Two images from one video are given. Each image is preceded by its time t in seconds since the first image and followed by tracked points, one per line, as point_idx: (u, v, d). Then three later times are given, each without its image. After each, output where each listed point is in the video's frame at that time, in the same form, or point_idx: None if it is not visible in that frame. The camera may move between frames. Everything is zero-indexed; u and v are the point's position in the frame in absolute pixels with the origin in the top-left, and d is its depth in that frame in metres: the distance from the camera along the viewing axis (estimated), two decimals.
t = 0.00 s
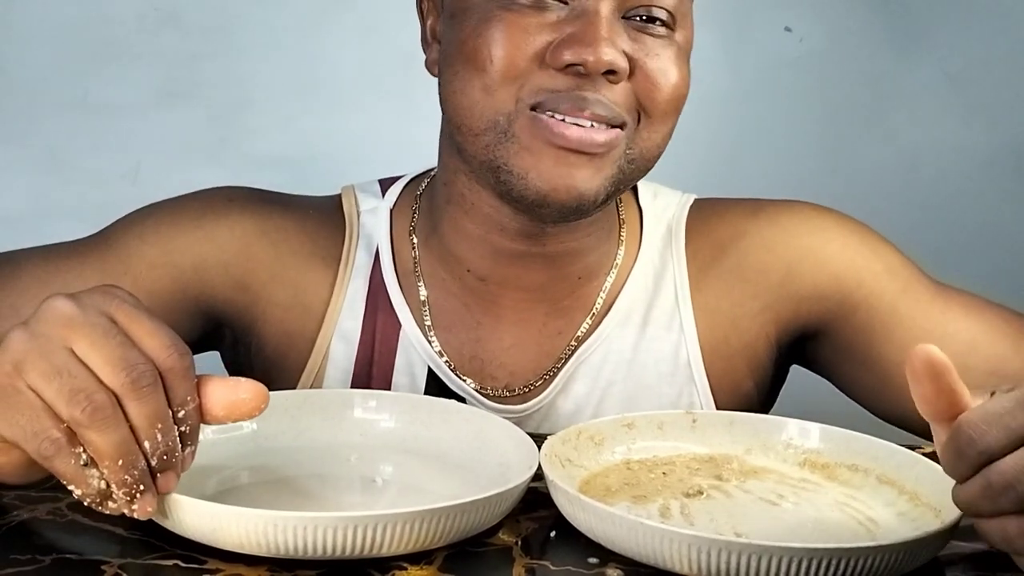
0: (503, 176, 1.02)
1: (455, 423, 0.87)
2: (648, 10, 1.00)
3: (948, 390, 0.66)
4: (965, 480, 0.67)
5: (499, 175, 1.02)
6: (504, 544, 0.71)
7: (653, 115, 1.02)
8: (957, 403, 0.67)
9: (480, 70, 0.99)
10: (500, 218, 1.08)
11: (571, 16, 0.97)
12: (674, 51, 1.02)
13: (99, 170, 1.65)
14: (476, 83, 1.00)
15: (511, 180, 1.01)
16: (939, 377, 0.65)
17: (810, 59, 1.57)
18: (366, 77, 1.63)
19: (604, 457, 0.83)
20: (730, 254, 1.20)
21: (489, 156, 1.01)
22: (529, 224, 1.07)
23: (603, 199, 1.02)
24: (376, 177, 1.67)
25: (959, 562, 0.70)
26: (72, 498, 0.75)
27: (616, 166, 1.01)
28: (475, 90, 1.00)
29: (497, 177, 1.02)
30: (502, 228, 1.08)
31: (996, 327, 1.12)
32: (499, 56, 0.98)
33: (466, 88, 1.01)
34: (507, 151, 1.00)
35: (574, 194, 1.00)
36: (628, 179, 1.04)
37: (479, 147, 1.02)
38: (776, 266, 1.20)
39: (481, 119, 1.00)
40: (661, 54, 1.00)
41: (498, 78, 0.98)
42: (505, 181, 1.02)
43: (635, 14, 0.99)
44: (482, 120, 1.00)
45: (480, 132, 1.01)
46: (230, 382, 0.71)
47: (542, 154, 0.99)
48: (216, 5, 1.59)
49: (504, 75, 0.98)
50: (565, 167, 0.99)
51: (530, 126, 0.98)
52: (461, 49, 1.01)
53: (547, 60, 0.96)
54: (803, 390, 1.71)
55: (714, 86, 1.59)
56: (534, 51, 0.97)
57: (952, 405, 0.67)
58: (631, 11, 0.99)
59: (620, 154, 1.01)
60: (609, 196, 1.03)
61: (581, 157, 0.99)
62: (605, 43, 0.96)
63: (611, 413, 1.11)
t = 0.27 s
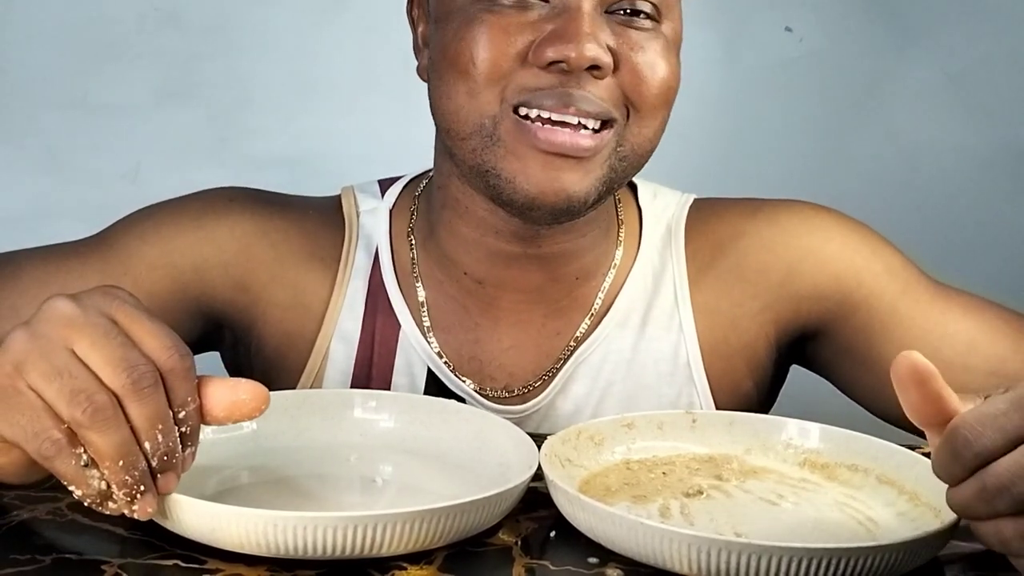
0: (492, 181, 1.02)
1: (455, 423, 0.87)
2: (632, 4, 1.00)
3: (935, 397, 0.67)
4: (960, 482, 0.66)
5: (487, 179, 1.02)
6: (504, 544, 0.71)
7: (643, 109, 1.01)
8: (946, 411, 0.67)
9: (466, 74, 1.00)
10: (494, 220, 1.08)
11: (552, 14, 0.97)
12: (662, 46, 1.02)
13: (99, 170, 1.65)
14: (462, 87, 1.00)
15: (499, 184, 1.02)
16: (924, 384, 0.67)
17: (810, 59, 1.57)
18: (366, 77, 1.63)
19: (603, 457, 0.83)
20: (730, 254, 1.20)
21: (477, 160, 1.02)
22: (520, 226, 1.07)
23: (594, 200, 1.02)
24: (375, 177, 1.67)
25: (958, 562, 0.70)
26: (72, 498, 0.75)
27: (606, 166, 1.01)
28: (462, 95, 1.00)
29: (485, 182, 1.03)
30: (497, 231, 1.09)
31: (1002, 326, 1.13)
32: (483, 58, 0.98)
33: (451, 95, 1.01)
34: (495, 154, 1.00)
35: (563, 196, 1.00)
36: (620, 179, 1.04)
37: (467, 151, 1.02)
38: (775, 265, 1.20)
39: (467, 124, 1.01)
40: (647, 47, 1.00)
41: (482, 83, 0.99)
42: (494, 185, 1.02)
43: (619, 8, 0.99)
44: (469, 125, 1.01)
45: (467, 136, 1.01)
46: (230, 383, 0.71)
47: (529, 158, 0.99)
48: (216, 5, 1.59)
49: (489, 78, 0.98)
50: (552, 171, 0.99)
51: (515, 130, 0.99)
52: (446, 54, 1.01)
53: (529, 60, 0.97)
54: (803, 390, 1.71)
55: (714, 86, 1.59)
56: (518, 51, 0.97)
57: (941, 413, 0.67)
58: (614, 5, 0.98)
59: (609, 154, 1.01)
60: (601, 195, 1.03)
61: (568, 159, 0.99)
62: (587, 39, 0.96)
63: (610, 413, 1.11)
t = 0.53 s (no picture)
0: (500, 183, 1.01)
1: (456, 423, 0.87)
2: None
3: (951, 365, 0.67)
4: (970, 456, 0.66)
5: (495, 183, 1.02)
6: (504, 544, 0.71)
7: (643, 98, 1.01)
8: (961, 381, 0.67)
9: (464, 81, 1.00)
10: (499, 221, 1.08)
11: (545, 11, 0.98)
12: (656, 35, 1.02)
13: (100, 170, 1.65)
14: (462, 94, 1.00)
15: (509, 186, 1.01)
16: (943, 350, 0.66)
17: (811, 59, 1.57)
18: (366, 77, 1.63)
19: (604, 457, 0.83)
20: (730, 254, 1.20)
21: (485, 165, 1.01)
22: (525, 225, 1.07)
23: (604, 192, 1.02)
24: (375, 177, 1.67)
25: (958, 562, 0.70)
26: (73, 498, 0.75)
27: (613, 158, 1.01)
28: (463, 101, 1.00)
29: (494, 186, 1.02)
30: (500, 233, 1.09)
31: (1001, 326, 1.11)
32: (482, 64, 0.98)
33: (452, 101, 1.01)
34: (502, 158, 1.00)
35: (574, 192, 0.99)
36: (624, 171, 1.04)
37: (473, 157, 1.02)
38: (776, 265, 1.20)
39: (471, 129, 1.01)
40: (642, 35, 1.00)
41: (481, 86, 0.99)
42: (503, 188, 1.02)
43: None
44: (472, 130, 1.01)
45: (472, 143, 1.01)
46: (233, 383, 0.71)
47: (537, 156, 0.98)
48: (216, 5, 1.59)
49: (487, 81, 0.98)
50: (561, 166, 0.98)
51: (521, 132, 0.98)
52: (443, 63, 1.02)
53: (528, 59, 0.97)
54: (803, 390, 1.71)
55: (714, 86, 1.59)
56: (516, 52, 0.97)
57: (955, 383, 0.67)
58: None
59: (615, 146, 1.01)
60: (609, 186, 1.03)
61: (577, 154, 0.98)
62: (584, 33, 0.96)
63: (610, 413, 1.11)
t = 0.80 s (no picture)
0: (474, 178, 1.01)
1: (454, 423, 0.87)
2: None
3: (946, 378, 0.67)
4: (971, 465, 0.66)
5: (470, 177, 1.01)
6: (504, 544, 0.71)
7: (616, 84, 1.00)
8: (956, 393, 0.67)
9: (435, 77, 1.01)
10: (490, 221, 1.08)
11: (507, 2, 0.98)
12: (631, 23, 1.02)
13: (99, 170, 1.65)
14: (434, 91, 1.01)
15: (482, 181, 1.00)
16: (937, 365, 0.66)
17: (811, 59, 1.57)
18: (366, 77, 1.63)
19: (603, 457, 0.83)
20: (730, 254, 1.20)
21: (457, 160, 1.01)
22: (514, 222, 1.07)
23: (578, 184, 1.00)
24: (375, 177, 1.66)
25: (959, 562, 0.70)
26: (72, 498, 0.75)
27: (585, 149, 0.99)
28: (434, 98, 1.01)
29: (468, 180, 1.02)
30: (490, 232, 1.09)
31: (1003, 327, 1.11)
32: (453, 57, 0.99)
33: (425, 98, 1.02)
34: (473, 151, 1.00)
35: (545, 182, 0.98)
36: (603, 159, 1.02)
37: (446, 153, 1.02)
38: (776, 265, 1.20)
39: (443, 123, 1.01)
40: (612, 21, 1.00)
41: (453, 81, 1.00)
42: (477, 182, 1.01)
43: None
44: (443, 126, 1.01)
45: (444, 138, 1.02)
46: (230, 384, 0.71)
47: (507, 147, 0.98)
48: (216, 4, 1.59)
49: (459, 76, 0.99)
50: (533, 158, 0.98)
51: (489, 124, 0.98)
52: (415, 60, 1.03)
53: (494, 50, 0.97)
54: (804, 391, 1.71)
55: (714, 86, 1.59)
56: (481, 45, 0.98)
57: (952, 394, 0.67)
58: None
59: (588, 135, 0.99)
60: (586, 177, 1.01)
61: (546, 143, 0.97)
62: (547, 21, 0.96)
63: (610, 413, 1.11)
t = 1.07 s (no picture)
0: (482, 173, 1.00)
1: (454, 423, 0.87)
2: None
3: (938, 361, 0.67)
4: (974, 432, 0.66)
5: (477, 173, 1.01)
6: (504, 544, 0.71)
7: (610, 74, 1.00)
8: (949, 375, 0.66)
9: (437, 81, 1.01)
10: (489, 218, 1.08)
11: (500, 3, 0.99)
12: (620, 17, 1.01)
13: (99, 170, 1.65)
14: (437, 94, 1.01)
15: (491, 173, 1.00)
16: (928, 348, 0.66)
17: (810, 59, 1.57)
18: (365, 77, 1.63)
19: (603, 457, 0.83)
20: (729, 255, 1.20)
21: (465, 157, 1.01)
22: (513, 217, 1.07)
23: (585, 169, 1.00)
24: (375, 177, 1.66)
25: (958, 562, 0.70)
26: (72, 498, 0.75)
27: (589, 131, 0.99)
28: (439, 100, 1.01)
29: (477, 176, 1.01)
30: (491, 230, 1.09)
31: (1004, 327, 1.11)
32: (452, 60, 1.00)
33: (428, 102, 1.02)
34: (481, 147, 0.99)
35: (553, 168, 0.98)
36: (604, 146, 1.01)
37: (454, 154, 1.02)
38: (775, 265, 1.20)
39: (449, 126, 1.01)
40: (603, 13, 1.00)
41: (457, 82, 1.00)
42: (485, 177, 1.00)
43: None
44: (450, 126, 1.01)
45: (451, 139, 1.01)
46: (231, 384, 0.71)
47: (514, 135, 0.97)
48: (216, 4, 1.58)
49: (463, 82, 0.99)
50: (540, 143, 0.97)
51: (496, 118, 0.97)
52: (412, 66, 1.04)
53: (494, 51, 0.97)
54: (804, 391, 1.71)
55: (713, 86, 1.59)
56: (481, 46, 0.98)
57: (943, 377, 0.67)
58: None
59: (590, 121, 0.99)
60: (590, 165, 1.01)
61: (553, 131, 0.97)
62: (543, 18, 0.96)
63: (609, 412, 1.11)
